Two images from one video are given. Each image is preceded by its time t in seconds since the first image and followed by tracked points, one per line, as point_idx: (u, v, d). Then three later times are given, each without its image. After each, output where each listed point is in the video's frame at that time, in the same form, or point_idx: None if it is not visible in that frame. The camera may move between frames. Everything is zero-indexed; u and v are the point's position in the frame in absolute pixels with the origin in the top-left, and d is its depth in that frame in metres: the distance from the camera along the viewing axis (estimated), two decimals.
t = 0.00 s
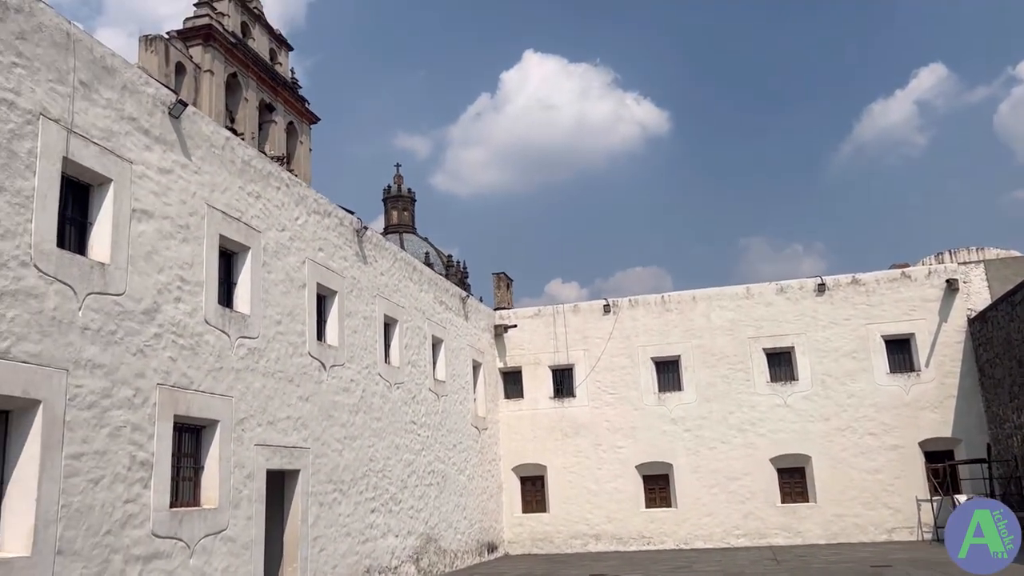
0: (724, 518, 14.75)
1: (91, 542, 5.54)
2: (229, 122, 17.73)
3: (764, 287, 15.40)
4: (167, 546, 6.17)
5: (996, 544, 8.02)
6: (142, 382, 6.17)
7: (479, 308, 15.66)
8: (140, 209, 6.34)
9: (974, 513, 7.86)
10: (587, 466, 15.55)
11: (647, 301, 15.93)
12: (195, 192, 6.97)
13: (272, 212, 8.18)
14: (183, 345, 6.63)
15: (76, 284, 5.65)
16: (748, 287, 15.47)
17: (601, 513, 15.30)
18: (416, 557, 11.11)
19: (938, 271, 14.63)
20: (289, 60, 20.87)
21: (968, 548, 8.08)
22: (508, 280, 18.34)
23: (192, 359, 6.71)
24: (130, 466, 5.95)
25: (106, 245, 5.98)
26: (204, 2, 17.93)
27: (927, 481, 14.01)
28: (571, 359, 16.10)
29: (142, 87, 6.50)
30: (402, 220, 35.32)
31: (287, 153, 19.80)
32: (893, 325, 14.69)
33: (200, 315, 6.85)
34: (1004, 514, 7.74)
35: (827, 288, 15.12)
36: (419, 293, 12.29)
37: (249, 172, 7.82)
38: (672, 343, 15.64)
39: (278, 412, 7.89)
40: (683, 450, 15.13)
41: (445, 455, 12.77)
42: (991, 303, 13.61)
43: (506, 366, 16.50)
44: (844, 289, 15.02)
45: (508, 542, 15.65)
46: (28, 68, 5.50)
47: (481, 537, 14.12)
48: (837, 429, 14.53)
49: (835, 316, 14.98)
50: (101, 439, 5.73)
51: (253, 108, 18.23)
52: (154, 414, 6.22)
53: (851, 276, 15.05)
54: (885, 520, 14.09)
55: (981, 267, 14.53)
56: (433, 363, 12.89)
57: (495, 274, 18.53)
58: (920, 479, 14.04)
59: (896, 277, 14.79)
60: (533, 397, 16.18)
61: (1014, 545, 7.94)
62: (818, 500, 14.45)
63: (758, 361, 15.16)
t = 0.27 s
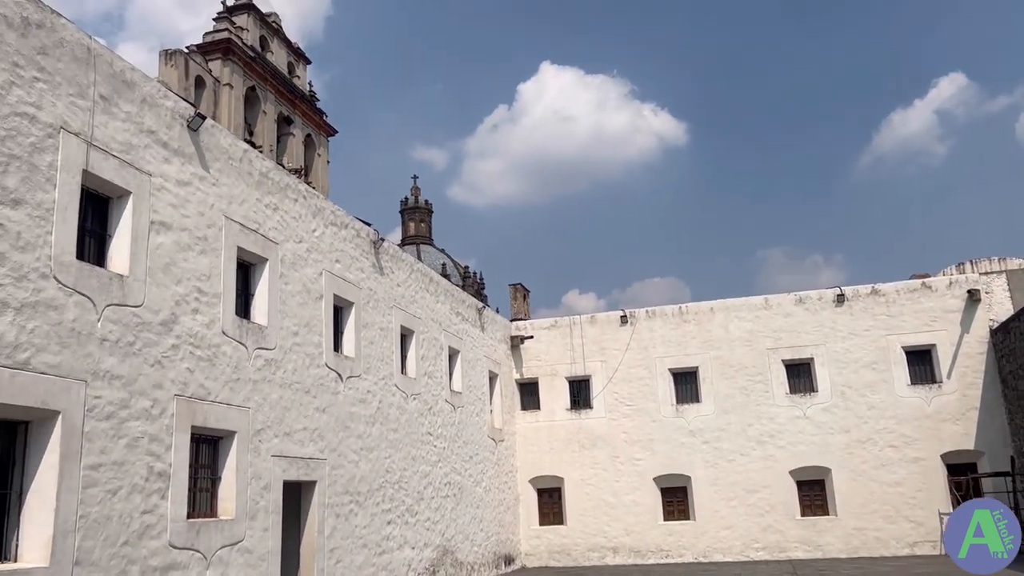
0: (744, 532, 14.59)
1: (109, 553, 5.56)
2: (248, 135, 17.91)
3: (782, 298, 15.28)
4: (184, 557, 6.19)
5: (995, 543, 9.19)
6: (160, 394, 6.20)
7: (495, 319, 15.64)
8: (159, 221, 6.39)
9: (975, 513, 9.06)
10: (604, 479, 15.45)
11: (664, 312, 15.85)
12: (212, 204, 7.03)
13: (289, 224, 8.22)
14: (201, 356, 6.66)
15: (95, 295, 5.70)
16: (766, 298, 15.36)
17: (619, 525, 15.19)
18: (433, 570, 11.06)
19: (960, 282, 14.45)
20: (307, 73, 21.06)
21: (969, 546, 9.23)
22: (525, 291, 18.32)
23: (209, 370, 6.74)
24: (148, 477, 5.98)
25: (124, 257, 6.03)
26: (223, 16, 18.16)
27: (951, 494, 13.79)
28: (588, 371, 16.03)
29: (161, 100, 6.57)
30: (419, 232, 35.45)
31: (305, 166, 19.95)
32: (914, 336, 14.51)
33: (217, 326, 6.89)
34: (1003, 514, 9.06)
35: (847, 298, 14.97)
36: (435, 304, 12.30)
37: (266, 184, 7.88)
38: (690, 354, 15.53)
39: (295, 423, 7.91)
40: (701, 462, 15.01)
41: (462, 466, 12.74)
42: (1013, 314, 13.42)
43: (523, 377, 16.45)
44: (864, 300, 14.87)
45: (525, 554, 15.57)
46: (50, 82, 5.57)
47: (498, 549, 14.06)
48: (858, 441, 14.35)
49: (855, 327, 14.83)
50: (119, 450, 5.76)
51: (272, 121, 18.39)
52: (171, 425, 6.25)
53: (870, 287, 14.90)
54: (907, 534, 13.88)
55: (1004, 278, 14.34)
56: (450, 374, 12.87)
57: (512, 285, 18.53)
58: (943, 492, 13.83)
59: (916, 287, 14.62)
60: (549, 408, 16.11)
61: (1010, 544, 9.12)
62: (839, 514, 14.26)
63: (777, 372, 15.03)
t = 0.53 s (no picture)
0: (758, 545, 14.45)
1: (122, 564, 5.57)
2: (262, 147, 18.03)
3: (796, 310, 15.18)
4: (195, 569, 6.18)
5: (997, 544, 9.49)
6: (173, 405, 6.22)
7: (508, 330, 15.62)
8: (173, 233, 6.43)
9: (974, 513, 9.59)
10: (617, 491, 15.36)
11: (677, 323, 15.78)
12: (226, 216, 7.07)
13: (302, 235, 8.25)
14: (214, 367, 6.68)
15: (109, 306, 5.73)
16: (780, 309, 15.26)
17: (632, 538, 15.08)
18: None
19: (975, 293, 14.31)
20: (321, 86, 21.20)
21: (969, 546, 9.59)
22: (537, 302, 18.30)
23: (222, 381, 6.76)
24: (161, 487, 5.99)
25: (139, 269, 6.06)
26: (238, 30, 18.32)
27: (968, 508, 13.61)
28: (601, 382, 15.97)
29: (176, 113, 6.62)
30: (432, 243, 35.53)
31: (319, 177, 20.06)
32: (929, 348, 14.37)
33: (230, 337, 6.91)
34: (1003, 515, 9.45)
35: (862, 310, 14.85)
36: (447, 315, 12.29)
37: (279, 196, 7.91)
38: (703, 366, 15.45)
39: (307, 434, 7.91)
40: (715, 475, 14.89)
41: (474, 478, 12.70)
42: None
43: (535, 389, 16.40)
44: (879, 312, 14.75)
45: (538, 567, 15.47)
46: (66, 95, 5.63)
47: (510, 561, 13.98)
48: (873, 454, 14.20)
49: (870, 339, 14.70)
50: (132, 461, 5.77)
51: (286, 133, 18.52)
52: (184, 436, 6.27)
53: (885, 298, 14.78)
54: (924, 549, 13.70)
55: (1020, 289, 14.19)
56: (462, 385, 12.85)
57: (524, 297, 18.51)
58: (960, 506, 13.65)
59: (932, 299, 14.50)
60: (562, 420, 16.05)
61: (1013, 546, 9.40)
62: (855, 528, 14.10)
63: (791, 384, 14.91)
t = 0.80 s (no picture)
0: (767, 558, 14.35)
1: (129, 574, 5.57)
2: (272, 159, 18.13)
3: (804, 321, 15.12)
4: None
5: (995, 544, 9.40)
6: (181, 415, 6.23)
7: (515, 341, 15.61)
8: (182, 243, 6.46)
9: (974, 513, 9.53)
10: (625, 503, 15.28)
11: (685, 335, 15.74)
12: (235, 227, 7.10)
13: (311, 246, 8.28)
14: (222, 378, 6.69)
15: (118, 317, 5.76)
16: (788, 321, 15.20)
17: (640, 551, 15.00)
18: None
19: (985, 305, 14.22)
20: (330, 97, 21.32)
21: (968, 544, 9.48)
22: (545, 313, 18.28)
23: (230, 391, 6.77)
24: (168, 498, 5.99)
25: (148, 279, 6.09)
26: (248, 42, 18.46)
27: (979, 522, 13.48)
28: (608, 394, 15.92)
29: (185, 124, 6.66)
30: (440, 254, 35.60)
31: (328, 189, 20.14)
32: (939, 360, 14.27)
33: (238, 347, 6.93)
34: (1004, 515, 9.41)
35: (870, 321, 14.79)
36: (455, 326, 12.29)
37: (288, 207, 7.95)
38: (711, 378, 15.38)
39: (314, 445, 7.90)
40: (723, 487, 14.81)
41: (481, 489, 12.66)
42: None
43: (543, 400, 16.37)
44: (888, 323, 14.68)
45: None
46: (77, 107, 5.68)
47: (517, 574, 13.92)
48: (883, 467, 14.09)
49: (879, 351, 14.62)
50: (139, 471, 5.78)
51: (295, 145, 18.62)
52: (192, 446, 6.27)
53: (894, 310, 14.70)
54: (935, 562, 13.57)
55: None
56: (469, 396, 12.83)
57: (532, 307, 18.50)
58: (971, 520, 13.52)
59: (941, 311, 14.41)
60: (569, 432, 16.00)
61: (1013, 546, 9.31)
62: (865, 541, 13.99)
63: (800, 396, 14.83)
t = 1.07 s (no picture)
0: (770, 569, 14.28)
1: None
2: (275, 168, 18.17)
3: (808, 331, 15.09)
4: None
5: (995, 543, 9.34)
6: (183, 423, 6.23)
7: (518, 350, 15.60)
8: (185, 252, 6.47)
9: (974, 513, 9.47)
10: (627, 513, 15.22)
11: (688, 344, 15.72)
12: (239, 235, 7.11)
13: (314, 255, 8.29)
14: (224, 386, 6.69)
15: (121, 325, 5.77)
16: (791, 331, 15.18)
17: (642, 561, 14.94)
18: None
19: (989, 315, 14.18)
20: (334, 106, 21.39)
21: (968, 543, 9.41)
22: (548, 322, 18.27)
23: (233, 400, 6.77)
24: (170, 506, 5.99)
25: (151, 287, 6.10)
26: (252, 52, 18.53)
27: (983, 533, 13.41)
28: (611, 403, 15.89)
29: (190, 133, 6.69)
30: (443, 263, 35.63)
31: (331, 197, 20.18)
32: (942, 370, 14.23)
33: (241, 356, 6.93)
34: (1003, 515, 9.37)
35: (874, 331, 14.75)
36: (457, 335, 12.28)
37: (292, 216, 7.96)
38: (714, 388, 15.35)
39: (316, 454, 7.89)
40: (726, 497, 14.75)
41: (484, 499, 12.63)
42: None
43: (545, 409, 16.34)
44: (891, 333, 14.65)
45: None
46: (82, 115, 5.70)
47: None
48: (887, 477, 14.03)
49: (882, 361, 14.58)
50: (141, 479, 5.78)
51: (298, 153, 18.66)
52: (194, 455, 6.27)
53: (898, 320, 14.67)
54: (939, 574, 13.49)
55: None
56: (472, 406, 12.81)
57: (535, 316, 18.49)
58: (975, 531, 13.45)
59: (945, 321, 14.38)
60: (572, 441, 15.96)
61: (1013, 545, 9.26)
62: (868, 552, 13.91)
63: (803, 406, 14.79)
